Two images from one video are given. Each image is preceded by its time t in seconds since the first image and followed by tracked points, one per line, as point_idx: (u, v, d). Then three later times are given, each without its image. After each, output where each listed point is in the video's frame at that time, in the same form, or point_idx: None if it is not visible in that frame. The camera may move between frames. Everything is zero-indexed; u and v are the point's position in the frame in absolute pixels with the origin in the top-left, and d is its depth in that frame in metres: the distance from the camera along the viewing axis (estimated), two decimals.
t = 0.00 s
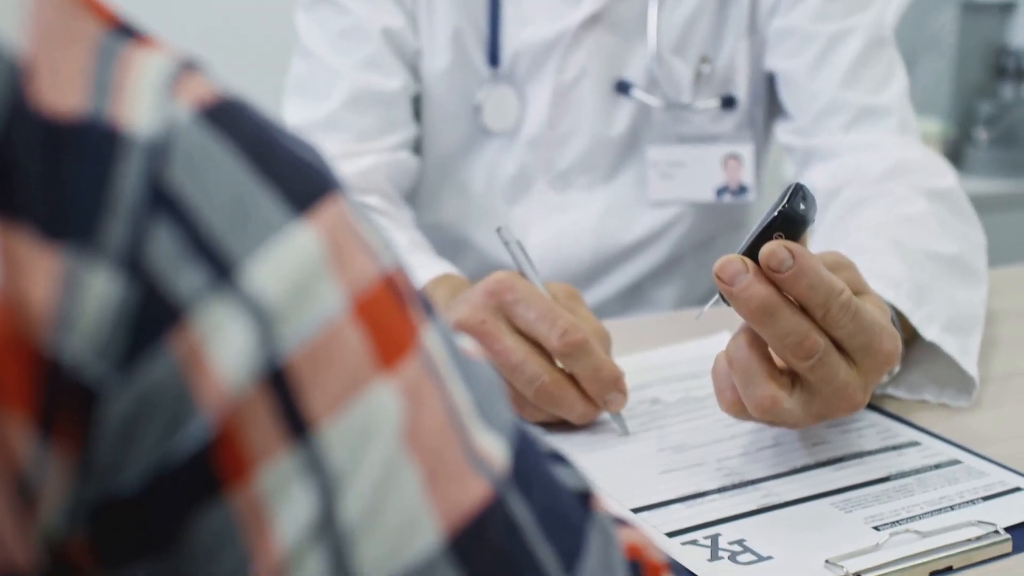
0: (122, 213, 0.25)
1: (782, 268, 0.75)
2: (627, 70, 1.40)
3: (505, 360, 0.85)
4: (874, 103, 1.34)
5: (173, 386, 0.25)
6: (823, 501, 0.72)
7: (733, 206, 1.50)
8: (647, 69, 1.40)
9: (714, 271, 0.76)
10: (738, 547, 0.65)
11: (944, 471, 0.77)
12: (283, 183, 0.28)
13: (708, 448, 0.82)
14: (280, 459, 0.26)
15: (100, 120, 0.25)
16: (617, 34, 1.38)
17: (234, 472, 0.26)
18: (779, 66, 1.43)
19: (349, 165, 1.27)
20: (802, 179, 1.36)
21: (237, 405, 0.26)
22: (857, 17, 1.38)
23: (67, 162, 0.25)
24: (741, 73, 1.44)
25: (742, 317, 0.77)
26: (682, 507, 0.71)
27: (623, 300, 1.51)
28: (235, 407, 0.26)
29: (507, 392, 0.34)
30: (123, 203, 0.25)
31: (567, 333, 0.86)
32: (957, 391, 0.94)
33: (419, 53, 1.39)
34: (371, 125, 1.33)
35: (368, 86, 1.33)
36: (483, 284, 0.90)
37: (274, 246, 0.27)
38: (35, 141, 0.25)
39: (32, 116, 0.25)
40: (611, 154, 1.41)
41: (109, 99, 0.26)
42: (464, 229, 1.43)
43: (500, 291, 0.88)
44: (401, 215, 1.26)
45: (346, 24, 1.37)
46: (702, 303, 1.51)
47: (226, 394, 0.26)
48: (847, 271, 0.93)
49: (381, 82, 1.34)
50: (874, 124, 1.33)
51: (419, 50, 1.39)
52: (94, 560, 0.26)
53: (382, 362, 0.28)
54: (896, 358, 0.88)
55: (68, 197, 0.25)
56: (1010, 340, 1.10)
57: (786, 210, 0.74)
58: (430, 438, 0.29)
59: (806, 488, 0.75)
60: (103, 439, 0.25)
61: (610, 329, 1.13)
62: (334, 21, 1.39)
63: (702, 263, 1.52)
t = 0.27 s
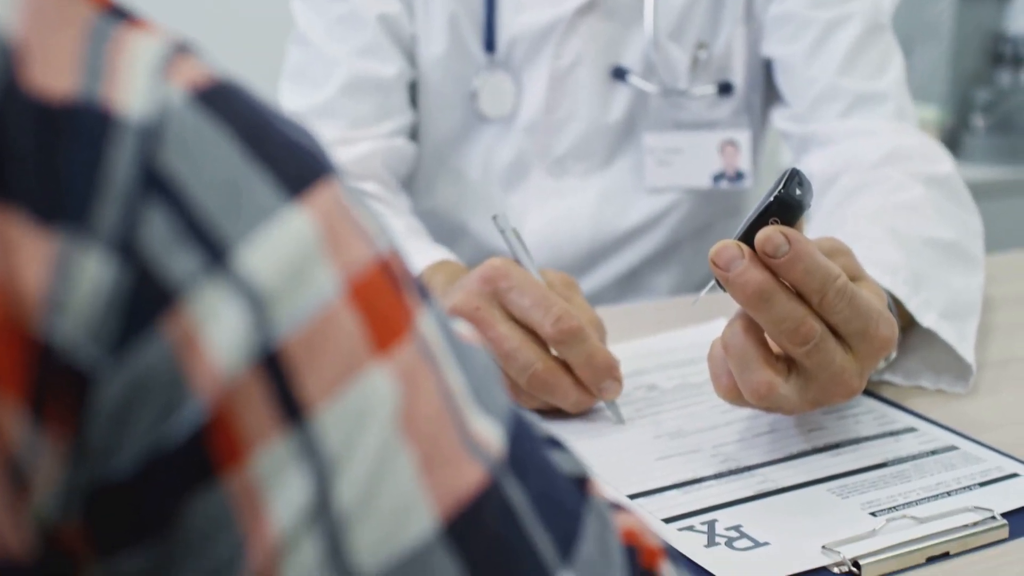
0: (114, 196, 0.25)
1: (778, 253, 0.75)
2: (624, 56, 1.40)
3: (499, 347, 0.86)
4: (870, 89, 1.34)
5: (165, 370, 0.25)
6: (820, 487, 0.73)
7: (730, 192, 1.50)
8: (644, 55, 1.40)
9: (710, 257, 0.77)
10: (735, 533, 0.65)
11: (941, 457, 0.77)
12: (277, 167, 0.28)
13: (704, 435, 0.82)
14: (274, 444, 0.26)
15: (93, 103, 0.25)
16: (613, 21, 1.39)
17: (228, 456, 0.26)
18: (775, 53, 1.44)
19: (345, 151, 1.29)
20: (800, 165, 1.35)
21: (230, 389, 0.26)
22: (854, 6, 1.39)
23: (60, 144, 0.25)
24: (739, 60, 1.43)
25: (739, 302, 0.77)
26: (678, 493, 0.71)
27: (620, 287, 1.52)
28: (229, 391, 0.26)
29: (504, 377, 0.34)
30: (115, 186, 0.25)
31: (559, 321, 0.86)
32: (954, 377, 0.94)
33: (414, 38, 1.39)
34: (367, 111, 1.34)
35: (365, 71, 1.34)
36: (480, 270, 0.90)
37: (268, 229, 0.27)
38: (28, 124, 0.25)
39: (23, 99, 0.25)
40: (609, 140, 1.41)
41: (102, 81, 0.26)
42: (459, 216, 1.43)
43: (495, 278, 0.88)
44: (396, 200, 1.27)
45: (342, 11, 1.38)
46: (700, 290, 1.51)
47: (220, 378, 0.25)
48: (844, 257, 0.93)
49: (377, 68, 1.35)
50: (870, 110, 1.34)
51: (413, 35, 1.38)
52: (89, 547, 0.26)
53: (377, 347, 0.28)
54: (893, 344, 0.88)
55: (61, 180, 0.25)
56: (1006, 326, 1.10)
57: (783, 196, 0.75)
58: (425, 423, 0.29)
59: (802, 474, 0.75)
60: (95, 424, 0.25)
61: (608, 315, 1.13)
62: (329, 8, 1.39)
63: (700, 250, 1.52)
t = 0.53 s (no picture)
0: (106, 175, 0.25)
1: (775, 235, 0.75)
2: (620, 40, 1.40)
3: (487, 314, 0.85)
4: (867, 73, 1.35)
5: (159, 350, 0.25)
6: (816, 470, 0.73)
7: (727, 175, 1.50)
8: (640, 39, 1.40)
9: (706, 239, 0.77)
10: (732, 516, 0.66)
11: (938, 441, 0.78)
12: (270, 147, 0.28)
13: (701, 419, 0.82)
14: (268, 425, 0.26)
15: (84, 81, 0.25)
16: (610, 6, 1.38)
17: (221, 437, 0.26)
18: (772, 37, 1.43)
19: (340, 134, 1.29)
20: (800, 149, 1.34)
21: (224, 370, 0.26)
22: None
23: (51, 124, 0.25)
24: (734, 44, 1.44)
25: (735, 284, 0.77)
26: (674, 477, 0.71)
27: (616, 272, 1.52)
28: (223, 371, 0.26)
29: (499, 359, 0.34)
30: (107, 166, 0.25)
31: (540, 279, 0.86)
32: (951, 362, 0.94)
33: (407, 23, 1.40)
34: (361, 95, 1.36)
35: (359, 54, 1.35)
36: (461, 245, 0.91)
37: (262, 209, 0.27)
38: (18, 103, 0.24)
39: (14, 79, 0.24)
40: (604, 124, 1.41)
41: (93, 60, 0.26)
42: (455, 200, 1.44)
43: (474, 247, 0.89)
44: (391, 184, 1.28)
45: None
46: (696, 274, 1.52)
47: (213, 358, 0.25)
48: (841, 240, 0.93)
49: (370, 52, 1.36)
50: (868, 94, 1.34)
51: (407, 19, 1.39)
52: (83, 530, 0.26)
53: (372, 328, 0.28)
54: (890, 327, 0.88)
55: (52, 159, 0.24)
56: (1003, 310, 1.10)
57: (779, 177, 0.75)
58: (420, 405, 0.28)
59: (799, 458, 0.75)
60: (88, 405, 0.25)
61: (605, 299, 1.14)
62: None
63: (696, 234, 1.53)
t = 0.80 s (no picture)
0: (98, 154, 0.25)
1: (771, 220, 0.75)
2: (617, 25, 1.41)
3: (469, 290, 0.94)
4: (865, 58, 1.35)
5: (152, 331, 0.25)
6: (813, 455, 0.73)
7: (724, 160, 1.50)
8: (637, 23, 1.41)
9: (702, 224, 0.77)
10: (728, 500, 0.66)
11: (936, 425, 0.78)
12: (265, 127, 0.28)
13: (697, 403, 0.82)
14: (262, 407, 0.26)
15: (76, 61, 0.25)
16: None
17: (216, 419, 0.26)
18: (770, 21, 1.44)
19: (337, 121, 1.29)
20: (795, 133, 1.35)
21: (218, 350, 0.25)
22: None
23: (43, 103, 0.25)
24: (731, 28, 1.44)
25: (731, 268, 0.77)
26: (671, 461, 0.72)
27: (614, 258, 1.52)
28: (216, 352, 0.25)
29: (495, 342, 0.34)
30: (99, 146, 0.25)
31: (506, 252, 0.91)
32: (948, 346, 0.94)
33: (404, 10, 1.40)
34: (357, 81, 1.35)
35: (355, 41, 1.35)
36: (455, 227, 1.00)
37: (255, 190, 0.27)
38: (10, 84, 0.24)
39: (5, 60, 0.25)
40: (601, 108, 1.42)
41: (85, 39, 0.26)
42: (452, 186, 1.44)
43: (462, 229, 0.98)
44: (388, 170, 1.27)
45: None
46: (693, 259, 1.52)
47: (206, 339, 0.25)
48: (837, 225, 0.93)
49: (365, 37, 1.36)
50: (865, 77, 1.34)
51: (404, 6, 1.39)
52: (75, 513, 0.26)
53: (367, 309, 0.28)
54: (886, 311, 0.88)
55: (44, 139, 0.24)
56: (1001, 294, 1.10)
57: (777, 162, 0.75)
58: (416, 386, 0.28)
59: (795, 442, 0.75)
60: (81, 387, 0.25)
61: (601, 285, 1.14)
62: None
63: (694, 219, 1.53)
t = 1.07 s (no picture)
0: (93, 140, 0.24)
1: (769, 208, 0.75)
2: (615, 13, 1.41)
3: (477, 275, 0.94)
4: (866, 46, 1.34)
5: (147, 317, 0.25)
6: (812, 442, 0.73)
7: (723, 147, 1.50)
8: (635, 10, 1.41)
9: (701, 212, 0.78)
10: (727, 488, 0.66)
11: (934, 413, 0.78)
12: (261, 113, 0.28)
13: (696, 390, 0.82)
14: (259, 393, 0.26)
15: (71, 45, 0.25)
16: None
17: (212, 406, 0.26)
18: (769, 9, 1.44)
19: (337, 109, 1.30)
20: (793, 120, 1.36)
21: (214, 337, 0.25)
22: None
23: (38, 88, 0.24)
24: (730, 16, 1.43)
25: (729, 256, 0.77)
26: (670, 449, 0.72)
27: (613, 245, 1.52)
28: (212, 339, 0.25)
29: (493, 330, 0.34)
30: (94, 132, 0.24)
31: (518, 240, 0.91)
32: (947, 334, 0.94)
33: None
34: (356, 69, 1.35)
35: (354, 29, 1.34)
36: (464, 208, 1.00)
37: (251, 176, 0.26)
38: (5, 68, 0.24)
39: None
40: (599, 96, 1.42)
41: (80, 23, 0.25)
42: (451, 174, 1.43)
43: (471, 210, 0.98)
44: (387, 159, 1.27)
45: None
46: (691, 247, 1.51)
47: (202, 326, 0.25)
48: (836, 213, 0.93)
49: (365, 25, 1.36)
50: (866, 63, 1.34)
51: None
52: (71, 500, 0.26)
53: (363, 295, 0.28)
54: (885, 299, 0.88)
55: (38, 123, 0.24)
56: (1000, 281, 1.10)
57: (774, 149, 0.74)
58: (413, 373, 0.28)
59: (793, 430, 0.75)
60: (76, 374, 0.24)
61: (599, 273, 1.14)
62: None
63: (693, 207, 1.53)
